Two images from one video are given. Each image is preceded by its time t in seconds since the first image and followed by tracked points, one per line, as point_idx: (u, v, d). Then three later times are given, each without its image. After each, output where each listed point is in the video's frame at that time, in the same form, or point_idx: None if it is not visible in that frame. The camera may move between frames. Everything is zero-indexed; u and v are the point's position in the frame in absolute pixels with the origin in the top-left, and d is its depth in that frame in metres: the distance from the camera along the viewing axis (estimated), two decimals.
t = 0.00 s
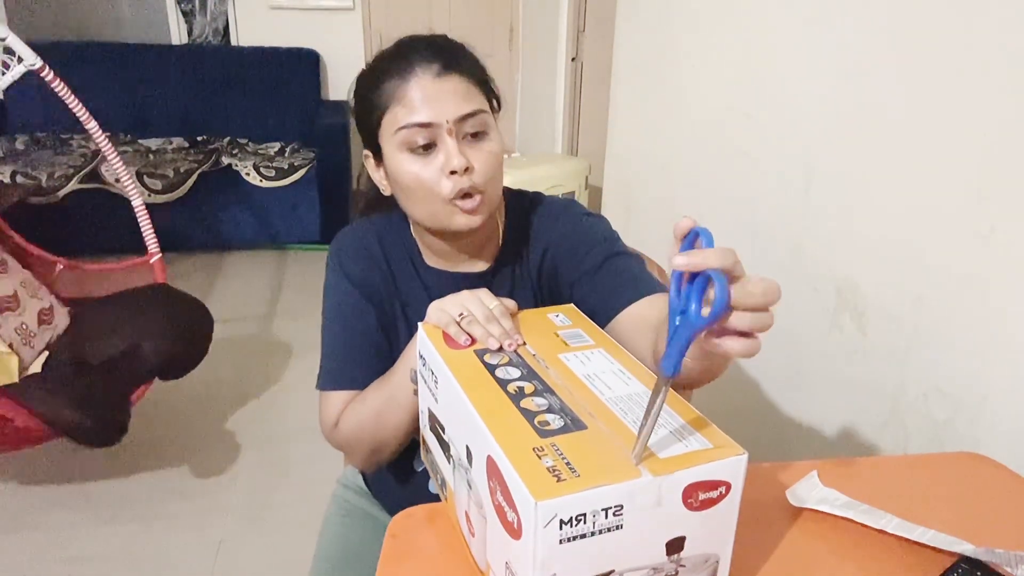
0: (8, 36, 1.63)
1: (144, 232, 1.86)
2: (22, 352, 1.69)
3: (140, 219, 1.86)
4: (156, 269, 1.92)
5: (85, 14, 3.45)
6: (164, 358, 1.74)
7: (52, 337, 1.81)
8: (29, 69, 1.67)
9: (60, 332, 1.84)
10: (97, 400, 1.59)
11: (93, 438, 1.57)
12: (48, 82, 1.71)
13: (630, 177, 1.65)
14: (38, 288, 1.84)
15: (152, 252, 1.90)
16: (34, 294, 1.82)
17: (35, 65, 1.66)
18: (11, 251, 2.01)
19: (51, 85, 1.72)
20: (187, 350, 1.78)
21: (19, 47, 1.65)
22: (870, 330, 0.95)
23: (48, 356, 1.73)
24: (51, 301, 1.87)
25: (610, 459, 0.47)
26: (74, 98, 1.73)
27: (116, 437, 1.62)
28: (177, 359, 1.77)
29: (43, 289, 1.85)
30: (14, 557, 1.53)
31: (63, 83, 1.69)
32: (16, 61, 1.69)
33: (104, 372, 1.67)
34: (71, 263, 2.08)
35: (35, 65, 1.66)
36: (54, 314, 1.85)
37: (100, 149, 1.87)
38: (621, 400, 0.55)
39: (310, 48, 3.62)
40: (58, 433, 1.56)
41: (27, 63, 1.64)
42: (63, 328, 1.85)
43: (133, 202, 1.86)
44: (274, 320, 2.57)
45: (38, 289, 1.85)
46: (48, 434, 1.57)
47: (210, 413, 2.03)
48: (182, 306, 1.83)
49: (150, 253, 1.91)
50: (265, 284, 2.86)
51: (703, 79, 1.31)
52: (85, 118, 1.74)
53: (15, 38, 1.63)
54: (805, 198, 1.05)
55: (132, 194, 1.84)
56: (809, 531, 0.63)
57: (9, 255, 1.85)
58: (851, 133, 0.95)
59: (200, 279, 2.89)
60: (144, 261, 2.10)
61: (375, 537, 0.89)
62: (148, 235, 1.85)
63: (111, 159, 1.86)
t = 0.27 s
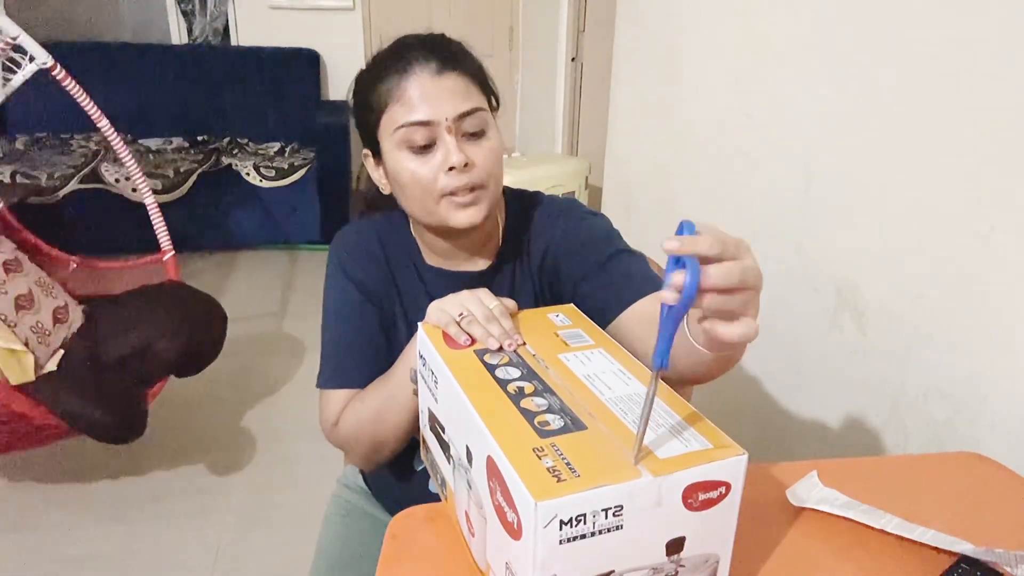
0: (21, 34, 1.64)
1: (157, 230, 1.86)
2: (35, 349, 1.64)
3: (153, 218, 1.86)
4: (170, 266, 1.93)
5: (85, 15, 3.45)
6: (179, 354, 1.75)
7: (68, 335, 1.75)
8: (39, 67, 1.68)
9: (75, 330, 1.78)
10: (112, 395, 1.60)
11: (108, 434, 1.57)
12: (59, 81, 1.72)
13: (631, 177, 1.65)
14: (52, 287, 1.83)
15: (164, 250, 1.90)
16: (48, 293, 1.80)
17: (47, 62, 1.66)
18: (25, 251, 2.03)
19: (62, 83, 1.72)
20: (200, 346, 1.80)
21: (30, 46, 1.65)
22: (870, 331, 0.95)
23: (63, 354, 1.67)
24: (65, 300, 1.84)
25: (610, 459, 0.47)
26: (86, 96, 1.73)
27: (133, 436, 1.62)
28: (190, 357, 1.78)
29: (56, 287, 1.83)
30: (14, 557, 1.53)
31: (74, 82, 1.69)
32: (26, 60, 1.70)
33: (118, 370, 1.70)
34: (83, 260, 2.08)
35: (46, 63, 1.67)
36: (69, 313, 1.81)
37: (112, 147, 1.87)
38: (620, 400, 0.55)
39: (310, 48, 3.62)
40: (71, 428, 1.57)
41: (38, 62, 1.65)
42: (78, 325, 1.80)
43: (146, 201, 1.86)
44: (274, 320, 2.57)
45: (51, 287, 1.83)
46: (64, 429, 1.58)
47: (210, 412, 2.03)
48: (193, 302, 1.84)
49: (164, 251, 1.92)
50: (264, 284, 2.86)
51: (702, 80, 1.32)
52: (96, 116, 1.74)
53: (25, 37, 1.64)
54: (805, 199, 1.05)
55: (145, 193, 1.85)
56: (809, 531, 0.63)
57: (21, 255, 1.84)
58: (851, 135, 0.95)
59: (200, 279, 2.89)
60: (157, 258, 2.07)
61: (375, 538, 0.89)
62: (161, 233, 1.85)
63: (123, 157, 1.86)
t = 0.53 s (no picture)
0: (29, 34, 1.64)
1: (166, 228, 1.86)
2: (46, 349, 1.68)
3: (161, 217, 1.86)
4: (179, 264, 1.93)
5: (85, 14, 3.45)
6: (189, 352, 1.75)
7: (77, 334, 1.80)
8: (47, 67, 1.68)
9: (84, 330, 1.82)
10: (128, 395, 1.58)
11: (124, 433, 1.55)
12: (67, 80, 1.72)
13: (631, 177, 1.65)
14: (64, 286, 1.82)
15: (173, 248, 1.89)
16: (58, 292, 1.80)
17: (56, 62, 1.66)
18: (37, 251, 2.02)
19: (70, 82, 1.72)
20: (209, 346, 1.79)
21: (39, 46, 1.65)
22: (870, 331, 0.95)
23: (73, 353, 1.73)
24: (75, 299, 1.85)
25: (610, 460, 0.47)
26: (94, 95, 1.73)
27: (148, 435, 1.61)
28: (201, 356, 1.78)
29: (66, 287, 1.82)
30: (15, 557, 1.53)
31: (82, 81, 1.69)
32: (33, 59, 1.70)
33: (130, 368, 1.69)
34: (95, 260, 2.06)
35: (54, 63, 1.67)
36: (78, 312, 1.83)
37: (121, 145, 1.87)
38: (621, 400, 0.55)
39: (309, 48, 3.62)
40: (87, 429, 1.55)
41: (47, 61, 1.65)
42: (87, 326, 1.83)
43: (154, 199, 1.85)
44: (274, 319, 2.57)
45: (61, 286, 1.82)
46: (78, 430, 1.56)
47: (210, 412, 2.03)
48: (203, 303, 1.85)
49: (172, 250, 1.91)
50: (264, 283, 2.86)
51: (702, 80, 1.32)
52: (105, 115, 1.73)
53: (32, 36, 1.64)
54: (805, 199, 1.05)
55: (153, 191, 1.84)
56: (809, 531, 0.63)
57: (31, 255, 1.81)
58: (851, 135, 0.95)
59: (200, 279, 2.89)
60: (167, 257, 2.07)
61: (375, 538, 0.89)
62: (170, 231, 1.84)
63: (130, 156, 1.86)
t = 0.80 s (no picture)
0: (29, 33, 1.63)
1: (168, 227, 1.85)
2: (50, 349, 1.68)
3: (164, 217, 1.86)
4: (181, 265, 1.93)
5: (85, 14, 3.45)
6: (191, 352, 1.74)
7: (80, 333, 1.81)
8: (47, 67, 1.68)
9: (86, 330, 1.83)
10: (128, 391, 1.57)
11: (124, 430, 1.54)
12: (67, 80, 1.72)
13: (631, 177, 1.65)
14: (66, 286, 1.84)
15: (176, 248, 1.89)
16: (61, 292, 1.82)
17: (56, 61, 1.66)
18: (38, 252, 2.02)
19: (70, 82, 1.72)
20: (210, 347, 1.79)
21: (39, 46, 1.65)
22: (870, 330, 0.94)
23: (76, 353, 1.74)
24: (78, 299, 1.87)
25: (610, 460, 0.47)
26: (94, 94, 1.73)
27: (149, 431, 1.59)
28: (202, 355, 1.77)
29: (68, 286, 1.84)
30: (15, 557, 1.53)
31: (82, 81, 1.69)
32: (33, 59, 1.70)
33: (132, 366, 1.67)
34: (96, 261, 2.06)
35: (54, 63, 1.67)
36: (81, 312, 1.85)
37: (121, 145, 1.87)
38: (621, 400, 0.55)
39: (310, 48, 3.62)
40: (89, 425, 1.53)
41: (47, 61, 1.65)
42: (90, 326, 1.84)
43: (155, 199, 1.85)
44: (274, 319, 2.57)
45: (64, 286, 1.84)
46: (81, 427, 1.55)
47: (210, 412, 2.03)
48: (204, 303, 1.85)
49: (174, 249, 1.91)
50: (264, 283, 2.86)
51: (703, 79, 1.31)
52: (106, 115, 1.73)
53: (32, 36, 1.64)
54: (805, 199, 1.05)
55: (155, 190, 1.84)
56: (809, 531, 0.63)
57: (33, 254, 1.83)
58: (851, 135, 0.95)
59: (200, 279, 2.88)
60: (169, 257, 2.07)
61: (374, 537, 0.89)
62: (172, 231, 1.84)
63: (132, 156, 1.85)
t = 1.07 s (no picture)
0: (26, 34, 1.63)
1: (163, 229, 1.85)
2: (43, 350, 1.67)
3: (160, 220, 1.86)
4: (176, 266, 1.93)
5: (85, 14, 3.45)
6: (188, 355, 1.74)
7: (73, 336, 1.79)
8: (44, 68, 1.68)
9: (80, 331, 1.82)
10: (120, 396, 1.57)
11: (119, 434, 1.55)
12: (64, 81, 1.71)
13: (631, 177, 1.65)
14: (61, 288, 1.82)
15: (172, 250, 1.90)
16: (56, 293, 1.81)
17: (54, 63, 1.66)
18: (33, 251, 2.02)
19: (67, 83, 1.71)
20: (206, 349, 1.79)
21: (37, 47, 1.65)
22: (870, 331, 0.94)
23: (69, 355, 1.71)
24: (72, 300, 1.85)
25: (611, 460, 0.47)
26: (92, 96, 1.73)
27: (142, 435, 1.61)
28: (198, 359, 1.77)
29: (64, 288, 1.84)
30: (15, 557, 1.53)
31: (80, 82, 1.69)
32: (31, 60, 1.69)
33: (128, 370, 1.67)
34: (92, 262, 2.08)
35: (52, 64, 1.67)
36: (75, 313, 1.84)
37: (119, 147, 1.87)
38: (621, 401, 0.55)
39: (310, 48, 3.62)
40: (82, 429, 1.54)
41: (44, 62, 1.65)
42: (84, 327, 1.83)
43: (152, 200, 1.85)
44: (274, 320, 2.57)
45: (59, 288, 1.84)
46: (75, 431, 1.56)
47: (210, 412, 2.03)
48: (201, 307, 1.85)
49: (171, 251, 1.92)
50: (264, 283, 2.86)
51: (703, 79, 1.31)
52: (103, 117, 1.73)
53: (30, 37, 1.63)
54: (806, 199, 1.05)
55: (151, 192, 1.84)
56: (810, 531, 0.63)
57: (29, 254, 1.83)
58: (852, 135, 0.95)
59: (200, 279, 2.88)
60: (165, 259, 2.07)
61: (374, 537, 0.89)
62: (168, 233, 1.84)
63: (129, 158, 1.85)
